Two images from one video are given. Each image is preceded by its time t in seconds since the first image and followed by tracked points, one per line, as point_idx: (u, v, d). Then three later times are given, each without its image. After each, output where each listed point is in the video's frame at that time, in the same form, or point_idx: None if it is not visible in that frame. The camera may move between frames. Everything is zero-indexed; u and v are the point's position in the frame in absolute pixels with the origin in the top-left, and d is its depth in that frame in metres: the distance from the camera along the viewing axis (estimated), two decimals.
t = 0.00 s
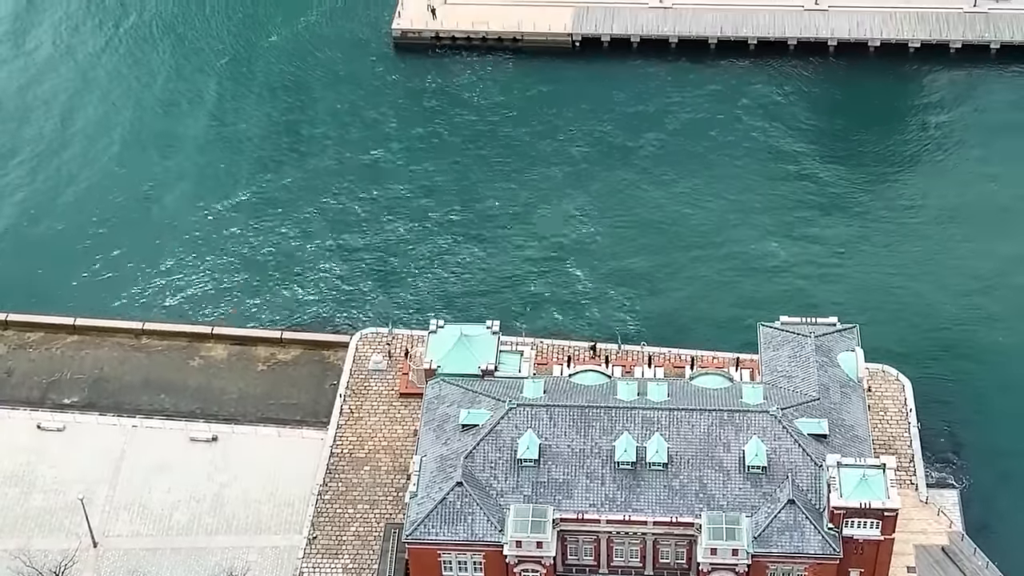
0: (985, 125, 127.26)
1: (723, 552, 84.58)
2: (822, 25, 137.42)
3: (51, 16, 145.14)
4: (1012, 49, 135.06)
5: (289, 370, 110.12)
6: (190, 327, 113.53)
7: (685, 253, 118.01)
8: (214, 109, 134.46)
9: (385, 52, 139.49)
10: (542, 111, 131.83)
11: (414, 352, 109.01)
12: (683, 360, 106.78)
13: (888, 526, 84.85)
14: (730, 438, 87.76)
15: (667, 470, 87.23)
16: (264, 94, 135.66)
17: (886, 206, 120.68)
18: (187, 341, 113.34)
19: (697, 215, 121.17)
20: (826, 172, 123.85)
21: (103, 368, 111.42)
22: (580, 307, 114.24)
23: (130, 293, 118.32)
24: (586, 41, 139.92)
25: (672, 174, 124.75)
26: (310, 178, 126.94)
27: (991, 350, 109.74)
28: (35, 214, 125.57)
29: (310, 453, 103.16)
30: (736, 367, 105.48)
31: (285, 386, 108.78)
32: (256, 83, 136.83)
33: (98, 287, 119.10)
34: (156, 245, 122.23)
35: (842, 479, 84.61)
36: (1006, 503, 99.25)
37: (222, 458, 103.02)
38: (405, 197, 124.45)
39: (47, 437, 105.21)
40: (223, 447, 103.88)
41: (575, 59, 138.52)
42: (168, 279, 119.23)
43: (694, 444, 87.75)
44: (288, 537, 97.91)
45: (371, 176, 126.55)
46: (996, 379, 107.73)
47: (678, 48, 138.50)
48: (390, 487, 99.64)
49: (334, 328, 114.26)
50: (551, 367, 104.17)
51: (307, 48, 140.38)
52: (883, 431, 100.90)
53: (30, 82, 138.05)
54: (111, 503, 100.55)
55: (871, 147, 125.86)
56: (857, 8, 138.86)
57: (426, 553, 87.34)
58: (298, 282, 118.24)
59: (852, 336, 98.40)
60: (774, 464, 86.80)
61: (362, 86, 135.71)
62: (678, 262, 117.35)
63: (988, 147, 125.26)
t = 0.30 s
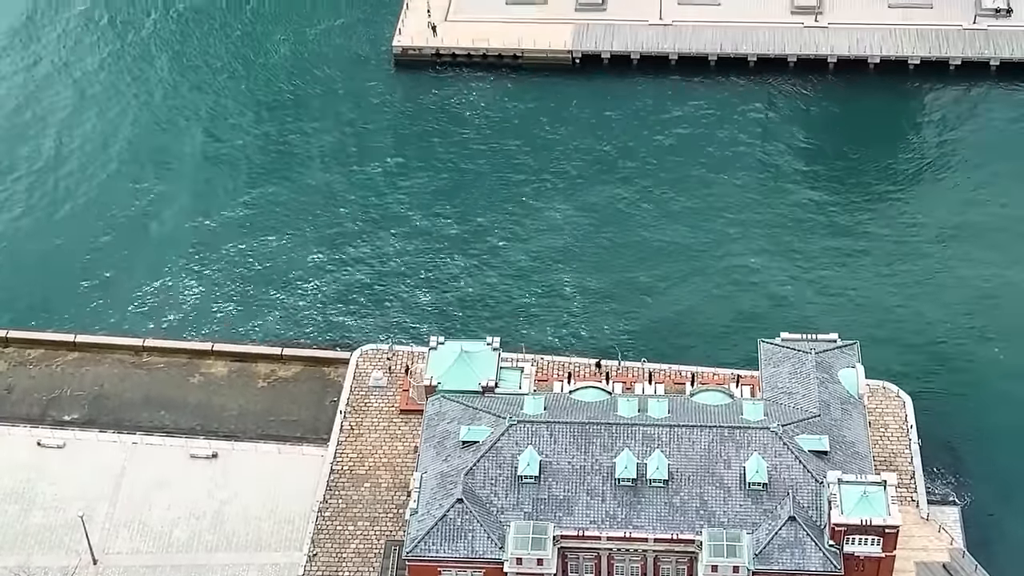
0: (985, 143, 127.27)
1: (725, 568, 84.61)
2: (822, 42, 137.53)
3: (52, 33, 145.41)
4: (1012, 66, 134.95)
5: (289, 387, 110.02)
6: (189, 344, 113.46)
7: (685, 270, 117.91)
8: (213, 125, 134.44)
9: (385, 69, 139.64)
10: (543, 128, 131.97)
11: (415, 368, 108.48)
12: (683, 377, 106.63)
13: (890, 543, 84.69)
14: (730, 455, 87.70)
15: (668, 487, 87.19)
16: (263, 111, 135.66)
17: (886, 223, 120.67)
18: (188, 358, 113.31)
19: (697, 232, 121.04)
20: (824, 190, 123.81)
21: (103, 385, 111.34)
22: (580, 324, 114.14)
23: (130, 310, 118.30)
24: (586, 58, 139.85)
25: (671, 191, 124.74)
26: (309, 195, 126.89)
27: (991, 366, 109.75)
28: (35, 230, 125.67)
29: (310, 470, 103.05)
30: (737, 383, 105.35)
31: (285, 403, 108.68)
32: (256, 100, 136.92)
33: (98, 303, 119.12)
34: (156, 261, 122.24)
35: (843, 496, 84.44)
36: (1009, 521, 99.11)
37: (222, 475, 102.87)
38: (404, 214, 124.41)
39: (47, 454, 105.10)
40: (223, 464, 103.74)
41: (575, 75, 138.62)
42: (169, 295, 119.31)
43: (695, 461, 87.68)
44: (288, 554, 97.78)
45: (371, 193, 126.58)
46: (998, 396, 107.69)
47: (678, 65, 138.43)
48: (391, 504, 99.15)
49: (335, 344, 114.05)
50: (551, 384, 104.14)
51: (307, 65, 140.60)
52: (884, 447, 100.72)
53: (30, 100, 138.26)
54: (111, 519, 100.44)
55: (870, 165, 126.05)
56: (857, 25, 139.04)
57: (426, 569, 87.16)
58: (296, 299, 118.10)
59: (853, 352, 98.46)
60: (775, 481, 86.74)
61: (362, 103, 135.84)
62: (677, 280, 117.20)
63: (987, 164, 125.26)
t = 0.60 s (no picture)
0: (985, 160, 127.31)
1: None
2: (821, 59, 137.73)
3: (52, 51, 145.81)
4: (1011, 83, 135.11)
5: (289, 404, 109.92)
6: (189, 360, 113.48)
7: (686, 287, 117.82)
8: (213, 142, 134.54)
9: (385, 87, 139.88)
10: (543, 145, 132.09)
11: (415, 385, 108.33)
12: (683, 394, 106.55)
13: (891, 560, 84.39)
14: (731, 471, 87.62)
15: (668, 504, 87.04)
16: (264, 127, 135.78)
17: (886, 240, 120.67)
18: (188, 375, 113.28)
19: (697, 249, 121.00)
20: (824, 207, 123.85)
21: (103, 402, 111.29)
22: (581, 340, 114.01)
23: (131, 327, 118.21)
24: (586, 75, 140.09)
25: (671, 208, 124.76)
26: (309, 212, 126.88)
27: (992, 382, 109.62)
28: (36, 246, 125.75)
29: (310, 487, 102.87)
30: (737, 400, 105.15)
31: (285, 420, 108.59)
32: (257, 116, 136.99)
33: (98, 319, 119.11)
34: (156, 277, 122.24)
35: (844, 513, 84.09)
36: (1010, 538, 98.89)
37: (222, 492, 102.73)
38: (404, 231, 124.38)
39: (47, 470, 104.99)
40: (223, 481, 103.61)
41: (576, 92, 138.83)
42: (169, 312, 119.26)
43: (695, 478, 87.62)
44: (288, 571, 97.65)
45: (372, 210, 126.59)
46: (1000, 413, 107.56)
47: (678, 82, 138.76)
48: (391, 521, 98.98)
49: (335, 361, 113.87)
50: (551, 401, 104.12)
51: (308, 82, 140.80)
52: (885, 464, 100.61)
53: (31, 116, 138.51)
54: (111, 536, 100.37)
55: (871, 182, 126.10)
56: (856, 42, 139.29)
57: None
58: (295, 316, 117.99)
59: (853, 369, 98.52)
60: (776, 497, 86.53)
61: (363, 120, 135.99)
62: (677, 297, 117.09)
63: (987, 181, 125.31)
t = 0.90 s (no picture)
0: (986, 177, 127.35)
1: None
2: (821, 75, 137.88)
3: (53, 68, 146.13)
4: (1011, 100, 135.25)
5: (289, 421, 109.82)
6: (189, 377, 113.32)
7: (687, 304, 117.67)
8: (214, 159, 134.66)
9: (386, 104, 140.05)
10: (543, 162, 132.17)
11: (415, 402, 107.98)
12: (684, 410, 106.28)
13: None
14: (732, 488, 87.49)
15: (670, 520, 87.05)
16: (264, 144, 135.88)
17: (886, 257, 120.64)
18: (188, 392, 113.13)
19: (697, 265, 120.94)
20: (825, 224, 123.87)
21: (103, 419, 111.17)
22: (581, 357, 113.83)
23: (132, 343, 118.22)
24: (586, 91, 140.27)
25: (672, 225, 124.77)
26: (310, 229, 126.88)
27: (993, 399, 109.40)
28: (37, 262, 125.77)
29: (310, 504, 102.82)
30: (738, 417, 104.87)
31: (285, 436, 108.53)
32: (257, 134, 137.10)
33: (98, 336, 119.08)
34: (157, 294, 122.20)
35: (846, 530, 83.64)
36: (1012, 555, 98.73)
37: (222, 509, 102.65)
38: (404, 248, 124.34)
39: (47, 487, 104.90)
40: (223, 498, 103.49)
41: (576, 109, 138.97)
42: (170, 328, 119.23)
43: (696, 495, 87.54)
44: None
45: (373, 226, 126.66)
46: (1001, 430, 107.28)
47: (678, 99, 138.91)
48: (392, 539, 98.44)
49: (335, 378, 113.81)
50: (552, 418, 103.88)
51: (308, 99, 141.04)
52: (886, 481, 100.38)
53: (32, 133, 138.72)
54: (111, 554, 100.40)
55: (871, 198, 126.16)
56: (856, 59, 139.50)
57: None
58: (296, 332, 117.93)
59: (854, 386, 98.27)
60: (777, 514, 86.39)
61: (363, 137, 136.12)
62: (678, 314, 116.94)
63: (988, 198, 125.32)
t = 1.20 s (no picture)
0: (986, 194, 127.41)
1: None
2: (821, 92, 138.07)
3: (54, 86, 146.41)
4: (1011, 116, 135.39)
5: (289, 438, 109.65)
6: (189, 394, 113.30)
7: (688, 321, 117.67)
8: (215, 176, 134.84)
9: (386, 121, 140.23)
10: (544, 179, 132.28)
11: (416, 419, 107.80)
12: (685, 427, 106.14)
13: None
14: (733, 505, 87.40)
15: (670, 537, 86.81)
16: (265, 161, 136.03)
17: (887, 274, 120.71)
18: (189, 409, 113.02)
19: (698, 282, 120.99)
20: (825, 242, 123.98)
21: (103, 436, 111.02)
22: (581, 374, 113.77)
23: (132, 360, 118.19)
24: (587, 108, 140.41)
25: (672, 242, 124.81)
26: (311, 245, 126.94)
27: (994, 416, 109.26)
28: (37, 280, 125.84)
29: (310, 521, 102.65)
30: (739, 434, 104.68)
31: (286, 453, 108.34)
32: (258, 151, 137.27)
33: (99, 353, 119.01)
34: (158, 310, 122.26)
35: (847, 546, 83.86)
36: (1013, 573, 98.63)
37: (222, 526, 102.49)
38: (406, 264, 124.38)
39: (47, 505, 104.77)
40: (223, 515, 103.34)
41: (576, 126, 139.10)
42: (171, 344, 119.23)
43: (697, 512, 87.48)
44: None
45: (373, 242, 126.70)
46: (1002, 446, 107.10)
47: (678, 115, 139.03)
48: (391, 556, 97.58)
49: (336, 395, 113.69)
50: (553, 435, 103.59)
51: (309, 116, 141.28)
52: (888, 497, 100.15)
53: (33, 151, 138.96)
54: (111, 572, 100.26)
55: (871, 215, 126.32)
56: (856, 76, 139.69)
57: None
58: (296, 348, 117.96)
59: (856, 402, 98.15)
60: (778, 531, 86.27)
61: (364, 153, 136.28)
62: (679, 331, 116.87)
63: (988, 215, 125.35)
